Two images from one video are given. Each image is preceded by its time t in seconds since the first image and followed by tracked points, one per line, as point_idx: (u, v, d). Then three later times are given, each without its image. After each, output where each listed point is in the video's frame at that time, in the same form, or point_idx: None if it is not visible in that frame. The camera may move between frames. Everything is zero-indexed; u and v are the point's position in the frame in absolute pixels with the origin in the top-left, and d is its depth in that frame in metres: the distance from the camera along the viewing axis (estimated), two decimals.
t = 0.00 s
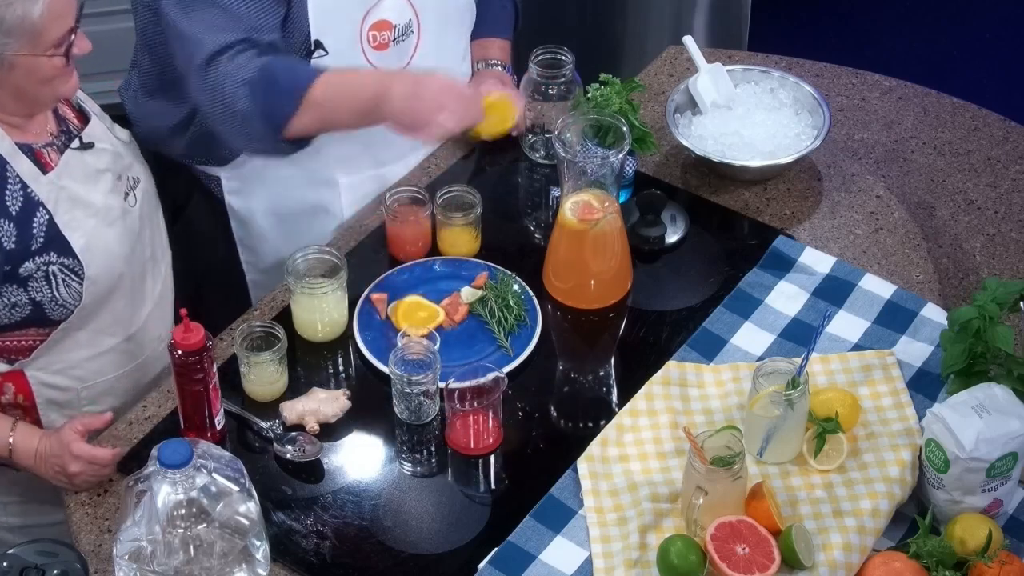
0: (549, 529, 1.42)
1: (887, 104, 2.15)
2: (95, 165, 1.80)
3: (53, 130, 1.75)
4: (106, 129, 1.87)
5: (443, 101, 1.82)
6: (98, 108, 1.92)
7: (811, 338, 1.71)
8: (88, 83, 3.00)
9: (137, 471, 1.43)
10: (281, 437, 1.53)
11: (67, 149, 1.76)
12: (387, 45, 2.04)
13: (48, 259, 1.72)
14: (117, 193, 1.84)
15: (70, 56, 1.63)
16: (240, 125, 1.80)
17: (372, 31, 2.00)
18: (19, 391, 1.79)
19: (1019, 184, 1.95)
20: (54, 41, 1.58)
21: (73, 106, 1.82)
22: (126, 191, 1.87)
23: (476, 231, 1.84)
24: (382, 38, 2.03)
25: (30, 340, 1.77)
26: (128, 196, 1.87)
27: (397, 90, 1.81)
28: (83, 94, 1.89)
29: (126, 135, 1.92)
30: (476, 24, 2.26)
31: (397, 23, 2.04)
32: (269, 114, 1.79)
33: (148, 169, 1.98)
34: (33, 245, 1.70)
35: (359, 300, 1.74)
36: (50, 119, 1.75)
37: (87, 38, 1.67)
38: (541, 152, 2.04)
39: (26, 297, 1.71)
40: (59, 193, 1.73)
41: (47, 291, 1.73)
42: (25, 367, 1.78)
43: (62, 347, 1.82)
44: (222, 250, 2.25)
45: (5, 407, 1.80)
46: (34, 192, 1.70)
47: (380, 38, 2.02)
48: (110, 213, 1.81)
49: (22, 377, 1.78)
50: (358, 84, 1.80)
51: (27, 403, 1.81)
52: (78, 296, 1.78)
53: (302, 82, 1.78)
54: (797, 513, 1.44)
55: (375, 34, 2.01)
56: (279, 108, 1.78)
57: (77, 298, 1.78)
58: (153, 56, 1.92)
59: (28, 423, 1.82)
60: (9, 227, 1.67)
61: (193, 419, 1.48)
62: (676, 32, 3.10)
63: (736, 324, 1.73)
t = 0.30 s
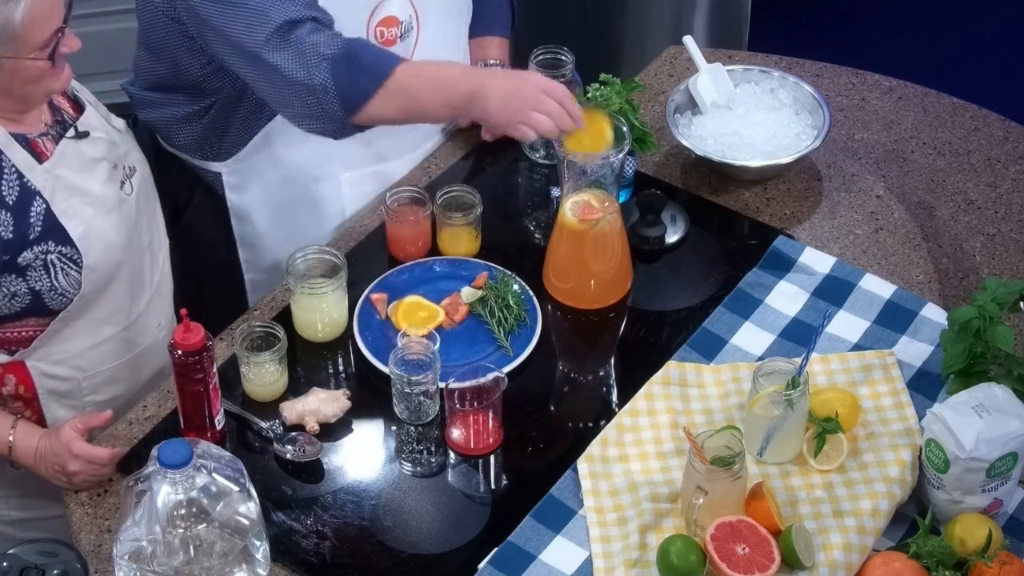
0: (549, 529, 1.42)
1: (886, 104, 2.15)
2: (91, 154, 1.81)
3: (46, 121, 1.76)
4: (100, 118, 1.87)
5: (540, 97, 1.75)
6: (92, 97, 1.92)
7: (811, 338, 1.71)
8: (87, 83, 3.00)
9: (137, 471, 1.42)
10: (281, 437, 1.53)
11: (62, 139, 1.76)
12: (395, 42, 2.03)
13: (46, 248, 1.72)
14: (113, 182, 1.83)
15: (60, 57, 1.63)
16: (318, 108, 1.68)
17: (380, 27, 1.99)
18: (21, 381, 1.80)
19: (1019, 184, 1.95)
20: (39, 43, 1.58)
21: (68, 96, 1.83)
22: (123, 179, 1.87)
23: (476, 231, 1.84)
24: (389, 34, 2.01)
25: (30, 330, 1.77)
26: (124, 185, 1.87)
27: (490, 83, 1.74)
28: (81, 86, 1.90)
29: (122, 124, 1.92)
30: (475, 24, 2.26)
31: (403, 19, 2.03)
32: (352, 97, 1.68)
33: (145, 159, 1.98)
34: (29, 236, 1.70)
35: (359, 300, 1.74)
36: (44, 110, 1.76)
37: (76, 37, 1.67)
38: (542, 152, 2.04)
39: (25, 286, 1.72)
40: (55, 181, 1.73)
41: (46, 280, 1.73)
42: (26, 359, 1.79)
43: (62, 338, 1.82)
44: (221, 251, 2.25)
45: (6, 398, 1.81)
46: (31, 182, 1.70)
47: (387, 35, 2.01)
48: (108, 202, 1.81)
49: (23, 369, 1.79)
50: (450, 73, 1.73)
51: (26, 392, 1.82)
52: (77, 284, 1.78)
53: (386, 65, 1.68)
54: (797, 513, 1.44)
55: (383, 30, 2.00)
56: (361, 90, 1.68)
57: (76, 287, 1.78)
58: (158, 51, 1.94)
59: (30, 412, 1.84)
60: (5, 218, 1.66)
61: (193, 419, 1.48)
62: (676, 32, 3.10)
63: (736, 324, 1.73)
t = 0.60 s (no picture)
0: (549, 529, 1.42)
1: (887, 104, 2.15)
2: (92, 151, 1.81)
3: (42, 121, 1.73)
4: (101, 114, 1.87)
5: (448, 167, 1.74)
6: (94, 93, 1.92)
7: (811, 338, 1.71)
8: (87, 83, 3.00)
9: (137, 471, 1.43)
10: (281, 437, 1.53)
11: (63, 136, 1.76)
12: (393, 44, 2.03)
13: (46, 246, 1.72)
14: (114, 179, 1.83)
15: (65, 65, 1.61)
16: (244, 147, 1.74)
17: (377, 31, 1.99)
18: (18, 376, 1.80)
19: (1019, 184, 1.95)
20: (48, 48, 1.56)
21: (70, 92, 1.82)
22: (124, 176, 1.87)
23: (476, 231, 1.84)
24: (387, 37, 2.01)
25: (29, 327, 1.77)
26: (125, 181, 1.87)
27: (410, 144, 1.74)
28: (82, 83, 1.90)
29: (124, 121, 1.92)
30: (475, 24, 2.26)
31: (402, 22, 2.02)
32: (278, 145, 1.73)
33: (146, 156, 1.98)
34: (29, 234, 1.70)
35: (359, 300, 1.74)
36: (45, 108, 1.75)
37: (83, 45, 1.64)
38: (541, 152, 2.05)
39: (25, 284, 1.72)
40: (55, 178, 1.74)
41: (46, 278, 1.73)
42: (25, 354, 1.79)
43: (62, 334, 1.82)
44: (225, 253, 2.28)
45: (5, 392, 1.81)
46: (31, 179, 1.70)
47: (385, 37, 2.01)
48: (108, 199, 1.81)
49: (22, 363, 1.79)
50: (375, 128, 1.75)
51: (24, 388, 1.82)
52: (77, 282, 1.78)
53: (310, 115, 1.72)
54: (797, 512, 1.44)
55: (381, 33, 2.00)
56: (285, 138, 1.72)
57: (76, 285, 1.78)
58: (155, 53, 1.94)
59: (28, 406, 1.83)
60: (4, 215, 1.67)
61: (194, 419, 1.48)
62: (676, 32, 3.10)
63: (736, 323, 1.73)
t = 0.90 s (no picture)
0: (549, 529, 1.42)
1: (887, 104, 2.15)
2: (91, 155, 1.80)
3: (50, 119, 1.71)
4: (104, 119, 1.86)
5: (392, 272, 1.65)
6: (96, 97, 1.92)
7: (811, 338, 1.71)
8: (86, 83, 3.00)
9: (137, 472, 1.42)
10: (281, 437, 1.53)
11: (63, 140, 1.76)
12: (385, 50, 2.01)
13: (42, 250, 1.72)
14: (113, 183, 1.83)
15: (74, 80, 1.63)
16: (225, 183, 1.74)
17: (370, 38, 1.97)
18: (11, 377, 1.80)
19: (1019, 185, 1.95)
20: (65, 56, 1.58)
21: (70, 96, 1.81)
22: (123, 181, 1.86)
23: (476, 231, 1.84)
24: (380, 43, 2.00)
25: (25, 329, 1.77)
26: (124, 186, 1.86)
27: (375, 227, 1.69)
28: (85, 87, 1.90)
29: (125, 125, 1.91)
30: (476, 24, 2.26)
31: (394, 29, 2.00)
32: (257, 187, 1.72)
33: (147, 160, 1.98)
34: (26, 236, 1.70)
35: (359, 300, 1.74)
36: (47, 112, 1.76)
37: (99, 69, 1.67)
38: (542, 152, 2.05)
39: (20, 287, 1.72)
40: (54, 182, 1.73)
41: (42, 282, 1.73)
42: (19, 355, 1.79)
43: (57, 335, 1.82)
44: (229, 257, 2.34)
45: None
46: (29, 183, 1.70)
47: (378, 44, 1.99)
48: (106, 204, 1.81)
49: (16, 364, 1.79)
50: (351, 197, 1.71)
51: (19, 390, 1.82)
52: (72, 287, 1.78)
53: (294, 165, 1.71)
54: (797, 512, 1.44)
55: (373, 40, 1.98)
56: (266, 182, 1.71)
57: (71, 289, 1.78)
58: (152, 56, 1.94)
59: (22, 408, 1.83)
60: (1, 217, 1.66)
61: (194, 419, 1.48)
62: (676, 32, 3.10)
63: (736, 323, 1.73)
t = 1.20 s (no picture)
0: (549, 529, 1.42)
1: (887, 104, 2.15)
2: (90, 156, 1.80)
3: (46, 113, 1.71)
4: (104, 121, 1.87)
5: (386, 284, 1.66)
6: (97, 98, 1.92)
7: (811, 338, 1.71)
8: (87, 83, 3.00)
9: (137, 471, 1.42)
10: (281, 437, 1.53)
11: (62, 139, 1.76)
12: (385, 52, 2.01)
13: (39, 249, 1.72)
14: (113, 184, 1.83)
15: (82, 64, 1.65)
16: (226, 187, 1.75)
17: (369, 40, 1.97)
18: (7, 376, 1.80)
19: (1019, 185, 1.95)
20: (69, 43, 1.59)
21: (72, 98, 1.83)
22: (122, 182, 1.86)
23: (476, 231, 1.84)
24: (379, 45, 2.00)
25: (20, 328, 1.77)
26: (123, 189, 1.86)
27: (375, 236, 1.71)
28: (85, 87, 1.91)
29: (125, 126, 1.92)
30: (476, 25, 2.26)
31: (393, 31, 2.00)
32: (257, 193, 1.73)
33: (147, 163, 1.98)
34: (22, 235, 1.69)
35: (359, 300, 1.74)
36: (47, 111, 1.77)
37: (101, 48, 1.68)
38: (542, 152, 2.05)
39: (16, 286, 1.71)
40: (53, 182, 1.73)
41: (38, 281, 1.73)
42: (15, 354, 1.79)
43: (54, 334, 1.82)
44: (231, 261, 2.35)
45: None
46: (27, 182, 1.70)
47: (377, 46, 1.99)
48: (105, 204, 1.81)
49: (11, 363, 1.79)
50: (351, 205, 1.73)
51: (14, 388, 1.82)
52: (69, 287, 1.78)
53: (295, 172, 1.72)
54: (797, 512, 1.44)
55: (372, 42, 1.98)
56: (267, 188, 1.72)
57: (67, 289, 1.78)
58: (151, 56, 1.94)
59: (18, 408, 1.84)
60: None
61: (194, 419, 1.48)
62: (676, 32, 3.10)
63: (736, 323, 1.73)
